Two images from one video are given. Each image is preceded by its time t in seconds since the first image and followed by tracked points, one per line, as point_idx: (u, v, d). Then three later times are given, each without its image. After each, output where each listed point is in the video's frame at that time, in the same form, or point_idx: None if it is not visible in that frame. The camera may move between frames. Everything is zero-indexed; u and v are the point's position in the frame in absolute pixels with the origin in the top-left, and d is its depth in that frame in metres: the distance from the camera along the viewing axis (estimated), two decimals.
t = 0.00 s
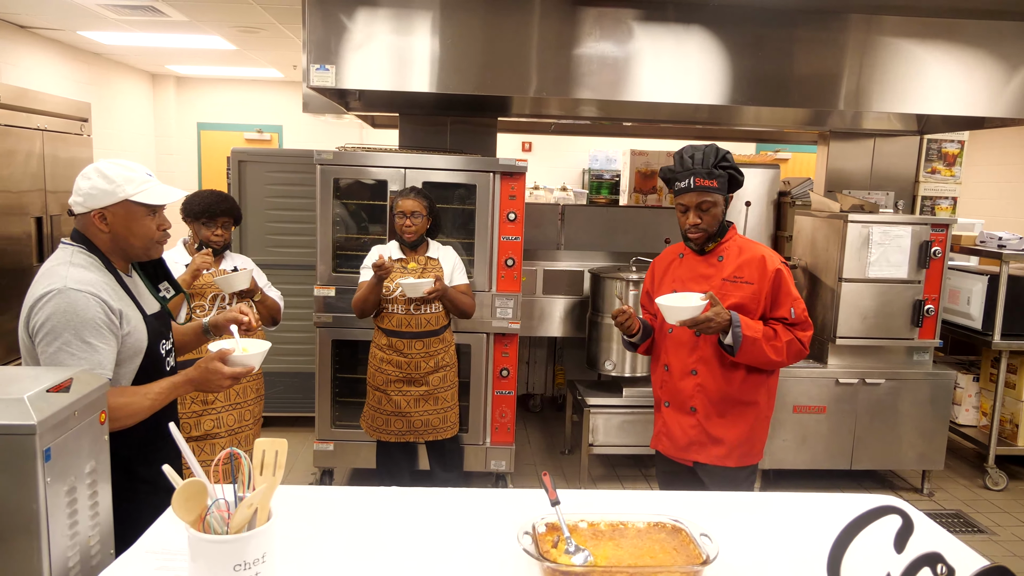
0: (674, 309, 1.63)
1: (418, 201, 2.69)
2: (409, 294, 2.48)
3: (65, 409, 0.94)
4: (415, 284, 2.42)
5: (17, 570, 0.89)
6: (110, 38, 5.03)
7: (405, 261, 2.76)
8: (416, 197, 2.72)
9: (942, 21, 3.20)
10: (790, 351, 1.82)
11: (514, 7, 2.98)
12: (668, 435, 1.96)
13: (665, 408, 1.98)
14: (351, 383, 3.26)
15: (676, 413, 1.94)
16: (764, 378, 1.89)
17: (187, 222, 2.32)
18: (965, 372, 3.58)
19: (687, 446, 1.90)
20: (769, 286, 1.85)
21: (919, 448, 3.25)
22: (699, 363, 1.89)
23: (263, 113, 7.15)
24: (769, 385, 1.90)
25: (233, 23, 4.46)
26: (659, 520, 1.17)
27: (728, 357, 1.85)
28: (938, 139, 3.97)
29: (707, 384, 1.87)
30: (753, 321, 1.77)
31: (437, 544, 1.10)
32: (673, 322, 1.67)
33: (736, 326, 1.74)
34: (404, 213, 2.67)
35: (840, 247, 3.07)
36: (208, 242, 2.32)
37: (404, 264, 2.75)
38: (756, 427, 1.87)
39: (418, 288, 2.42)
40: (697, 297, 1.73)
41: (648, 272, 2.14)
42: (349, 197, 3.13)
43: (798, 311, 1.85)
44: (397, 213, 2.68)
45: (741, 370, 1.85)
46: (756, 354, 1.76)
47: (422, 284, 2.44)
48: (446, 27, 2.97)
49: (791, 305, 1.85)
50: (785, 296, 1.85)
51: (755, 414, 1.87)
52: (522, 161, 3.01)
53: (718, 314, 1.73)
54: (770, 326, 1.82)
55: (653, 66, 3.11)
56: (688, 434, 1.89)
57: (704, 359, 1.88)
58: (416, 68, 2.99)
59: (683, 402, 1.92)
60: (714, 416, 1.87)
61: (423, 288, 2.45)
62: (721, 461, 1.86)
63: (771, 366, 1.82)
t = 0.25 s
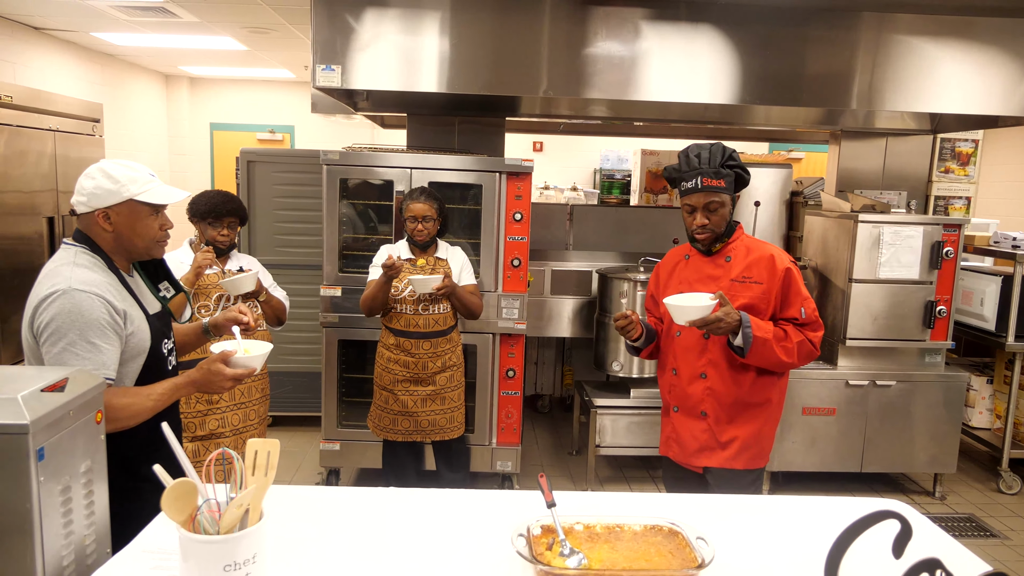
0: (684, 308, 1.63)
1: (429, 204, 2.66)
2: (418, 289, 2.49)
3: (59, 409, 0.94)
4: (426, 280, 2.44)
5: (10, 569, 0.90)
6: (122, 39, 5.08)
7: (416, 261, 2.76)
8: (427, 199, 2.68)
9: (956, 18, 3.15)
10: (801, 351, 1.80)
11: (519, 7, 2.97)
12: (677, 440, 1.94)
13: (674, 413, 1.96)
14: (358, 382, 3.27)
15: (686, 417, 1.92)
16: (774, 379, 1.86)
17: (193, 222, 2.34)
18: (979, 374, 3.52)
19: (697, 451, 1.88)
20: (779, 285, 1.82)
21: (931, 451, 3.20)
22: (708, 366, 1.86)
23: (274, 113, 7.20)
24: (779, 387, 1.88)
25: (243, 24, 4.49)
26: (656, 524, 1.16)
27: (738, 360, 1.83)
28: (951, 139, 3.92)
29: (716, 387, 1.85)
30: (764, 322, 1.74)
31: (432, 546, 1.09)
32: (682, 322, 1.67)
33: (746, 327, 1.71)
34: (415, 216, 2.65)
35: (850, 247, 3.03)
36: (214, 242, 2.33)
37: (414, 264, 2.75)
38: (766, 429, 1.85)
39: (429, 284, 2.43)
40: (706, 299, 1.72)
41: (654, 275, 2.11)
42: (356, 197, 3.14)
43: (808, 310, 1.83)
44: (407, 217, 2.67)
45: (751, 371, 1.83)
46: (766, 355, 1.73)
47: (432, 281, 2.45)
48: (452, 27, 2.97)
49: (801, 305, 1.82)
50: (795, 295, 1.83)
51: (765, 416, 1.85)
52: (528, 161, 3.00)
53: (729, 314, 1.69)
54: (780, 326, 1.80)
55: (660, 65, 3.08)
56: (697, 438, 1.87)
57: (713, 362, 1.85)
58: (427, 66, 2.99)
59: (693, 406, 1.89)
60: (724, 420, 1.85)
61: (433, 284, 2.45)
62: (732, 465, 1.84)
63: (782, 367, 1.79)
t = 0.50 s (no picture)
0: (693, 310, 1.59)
1: (437, 207, 2.67)
2: (425, 292, 2.49)
3: (53, 407, 0.95)
4: (433, 283, 2.44)
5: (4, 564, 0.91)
6: (133, 40, 5.14)
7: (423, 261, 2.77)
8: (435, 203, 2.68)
9: (967, 16, 3.10)
10: (815, 368, 1.73)
11: (524, 6, 2.97)
12: (681, 448, 1.93)
13: (680, 419, 1.95)
14: (363, 382, 3.28)
15: (691, 425, 1.90)
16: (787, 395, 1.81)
17: (198, 221, 2.35)
18: (989, 376, 3.47)
19: (700, 461, 1.87)
20: (797, 296, 1.77)
21: (940, 454, 3.16)
22: (716, 374, 1.84)
23: (285, 113, 7.25)
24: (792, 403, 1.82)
25: (252, 25, 4.52)
26: (650, 524, 1.15)
27: (747, 370, 1.79)
28: (962, 138, 3.88)
29: (723, 397, 1.82)
30: (778, 333, 1.70)
31: (425, 544, 1.09)
32: (689, 326, 1.65)
33: (758, 337, 1.66)
34: (424, 220, 2.65)
35: (858, 247, 3.00)
36: (219, 241, 2.34)
37: (422, 265, 2.76)
38: (774, 446, 1.80)
39: (435, 285, 2.43)
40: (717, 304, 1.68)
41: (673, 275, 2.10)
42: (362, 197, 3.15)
43: (827, 325, 1.76)
44: (417, 221, 2.67)
45: (762, 385, 1.79)
46: (778, 368, 1.68)
47: (439, 282, 2.45)
48: (457, 26, 2.97)
49: (819, 318, 1.76)
50: (814, 307, 1.77)
51: (774, 433, 1.80)
52: (532, 161, 3.00)
53: (739, 321, 1.66)
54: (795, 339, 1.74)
55: (666, 64, 3.07)
56: (701, 447, 1.85)
57: (722, 370, 1.83)
58: (429, 67, 2.99)
59: (698, 415, 1.88)
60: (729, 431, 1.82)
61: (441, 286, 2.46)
62: (733, 479, 1.81)
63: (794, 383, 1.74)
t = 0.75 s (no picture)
0: (705, 317, 1.49)
1: (444, 207, 2.67)
2: (428, 293, 2.50)
3: (48, 403, 0.97)
4: (435, 284, 2.45)
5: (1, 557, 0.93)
6: (143, 40, 5.19)
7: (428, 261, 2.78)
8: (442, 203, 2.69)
9: (974, 13, 3.08)
10: (833, 388, 1.62)
11: (527, 5, 2.97)
12: (691, 458, 1.85)
13: (692, 429, 1.87)
14: (367, 380, 3.30)
15: (702, 435, 1.82)
16: (803, 413, 1.70)
17: (202, 221, 2.38)
18: (997, 376, 3.45)
19: (708, 474, 1.79)
20: (818, 310, 1.64)
21: (947, 456, 3.13)
22: (728, 386, 1.75)
23: (293, 114, 7.29)
24: (810, 421, 1.71)
25: (259, 26, 4.55)
26: (642, 522, 1.14)
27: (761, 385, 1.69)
28: (970, 137, 3.77)
29: (734, 410, 1.73)
30: (793, 347, 1.59)
31: (418, 540, 1.10)
32: (699, 335, 1.54)
33: (771, 350, 1.57)
34: (431, 221, 2.66)
35: (863, 247, 2.98)
36: (222, 240, 2.37)
37: (429, 265, 2.78)
38: (786, 467, 1.69)
39: (438, 288, 2.44)
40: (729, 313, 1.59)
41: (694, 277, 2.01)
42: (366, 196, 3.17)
43: (848, 343, 1.63)
44: (423, 221, 2.67)
45: (776, 402, 1.69)
46: (791, 384, 1.59)
47: (441, 284, 2.47)
48: (460, 26, 2.98)
49: (840, 335, 1.63)
50: (835, 324, 1.63)
51: (787, 451, 1.70)
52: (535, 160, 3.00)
53: (752, 331, 1.56)
54: (813, 355, 1.63)
55: (669, 63, 3.06)
56: (710, 460, 1.77)
57: (735, 383, 1.74)
58: (432, 67, 3.01)
59: (709, 426, 1.79)
60: (740, 446, 1.73)
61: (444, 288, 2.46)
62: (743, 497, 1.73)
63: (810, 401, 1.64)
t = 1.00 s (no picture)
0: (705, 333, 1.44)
1: (443, 206, 2.68)
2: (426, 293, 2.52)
3: (41, 399, 0.99)
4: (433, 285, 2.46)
5: None
6: (147, 41, 5.22)
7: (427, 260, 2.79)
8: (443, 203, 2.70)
9: (975, 12, 3.06)
10: (838, 403, 1.57)
11: (526, 5, 2.98)
12: (691, 461, 1.83)
13: (694, 431, 1.85)
14: (366, 379, 3.31)
15: (703, 439, 1.81)
16: (807, 425, 1.65)
17: (200, 220, 2.40)
18: (997, 376, 3.44)
19: (706, 479, 1.77)
20: (823, 321, 1.59)
21: (947, 455, 3.12)
22: (730, 393, 1.72)
23: (296, 114, 7.32)
24: (814, 434, 1.66)
25: (261, 26, 4.57)
26: (631, 518, 1.15)
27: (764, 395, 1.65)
28: (971, 137, 3.82)
29: (734, 417, 1.70)
30: (799, 361, 1.54)
31: (407, 536, 1.11)
32: (700, 351, 1.51)
33: (775, 364, 1.51)
34: (430, 219, 2.66)
35: (861, 246, 2.97)
36: (221, 239, 2.39)
37: (428, 264, 2.78)
38: (786, 478, 1.66)
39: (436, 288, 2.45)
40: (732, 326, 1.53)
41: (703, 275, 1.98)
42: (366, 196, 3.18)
43: (856, 357, 1.57)
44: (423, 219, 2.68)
45: (777, 414, 1.65)
46: (793, 399, 1.54)
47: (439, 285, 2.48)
48: (459, 26, 2.99)
49: (848, 349, 1.57)
50: (842, 338, 1.58)
51: (788, 463, 1.66)
52: (533, 159, 3.01)
53: (756, 346, 1.50)
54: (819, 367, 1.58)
55: (668, 62, 3.06)
56: (709, 466, 1.75)
57: (736, 391, 1.70)
58: (432, 67, 3.02)
59: (710, 431, 1.77)
60: (739, 454, 1.70)
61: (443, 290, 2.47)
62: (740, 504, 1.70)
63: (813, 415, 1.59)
